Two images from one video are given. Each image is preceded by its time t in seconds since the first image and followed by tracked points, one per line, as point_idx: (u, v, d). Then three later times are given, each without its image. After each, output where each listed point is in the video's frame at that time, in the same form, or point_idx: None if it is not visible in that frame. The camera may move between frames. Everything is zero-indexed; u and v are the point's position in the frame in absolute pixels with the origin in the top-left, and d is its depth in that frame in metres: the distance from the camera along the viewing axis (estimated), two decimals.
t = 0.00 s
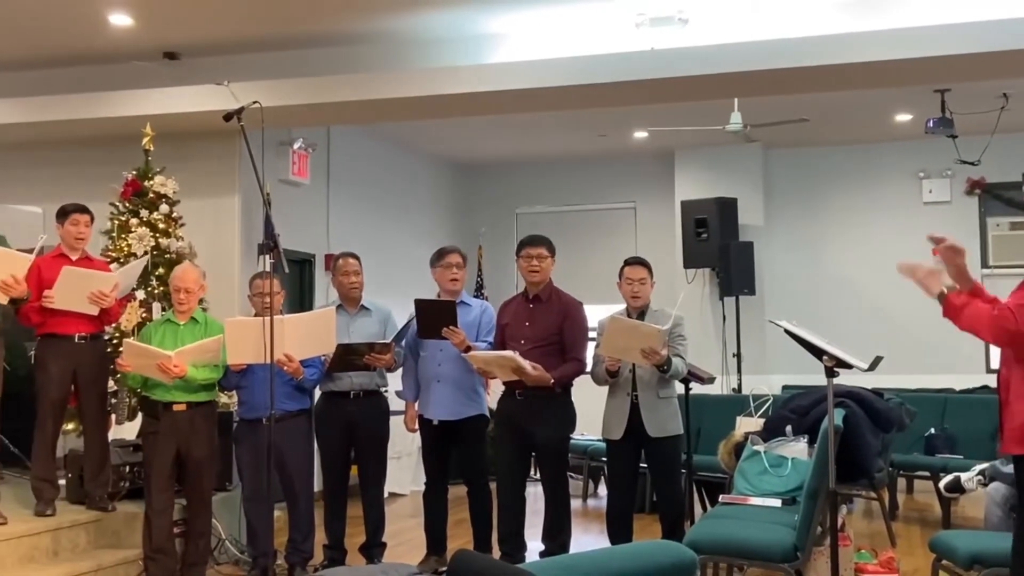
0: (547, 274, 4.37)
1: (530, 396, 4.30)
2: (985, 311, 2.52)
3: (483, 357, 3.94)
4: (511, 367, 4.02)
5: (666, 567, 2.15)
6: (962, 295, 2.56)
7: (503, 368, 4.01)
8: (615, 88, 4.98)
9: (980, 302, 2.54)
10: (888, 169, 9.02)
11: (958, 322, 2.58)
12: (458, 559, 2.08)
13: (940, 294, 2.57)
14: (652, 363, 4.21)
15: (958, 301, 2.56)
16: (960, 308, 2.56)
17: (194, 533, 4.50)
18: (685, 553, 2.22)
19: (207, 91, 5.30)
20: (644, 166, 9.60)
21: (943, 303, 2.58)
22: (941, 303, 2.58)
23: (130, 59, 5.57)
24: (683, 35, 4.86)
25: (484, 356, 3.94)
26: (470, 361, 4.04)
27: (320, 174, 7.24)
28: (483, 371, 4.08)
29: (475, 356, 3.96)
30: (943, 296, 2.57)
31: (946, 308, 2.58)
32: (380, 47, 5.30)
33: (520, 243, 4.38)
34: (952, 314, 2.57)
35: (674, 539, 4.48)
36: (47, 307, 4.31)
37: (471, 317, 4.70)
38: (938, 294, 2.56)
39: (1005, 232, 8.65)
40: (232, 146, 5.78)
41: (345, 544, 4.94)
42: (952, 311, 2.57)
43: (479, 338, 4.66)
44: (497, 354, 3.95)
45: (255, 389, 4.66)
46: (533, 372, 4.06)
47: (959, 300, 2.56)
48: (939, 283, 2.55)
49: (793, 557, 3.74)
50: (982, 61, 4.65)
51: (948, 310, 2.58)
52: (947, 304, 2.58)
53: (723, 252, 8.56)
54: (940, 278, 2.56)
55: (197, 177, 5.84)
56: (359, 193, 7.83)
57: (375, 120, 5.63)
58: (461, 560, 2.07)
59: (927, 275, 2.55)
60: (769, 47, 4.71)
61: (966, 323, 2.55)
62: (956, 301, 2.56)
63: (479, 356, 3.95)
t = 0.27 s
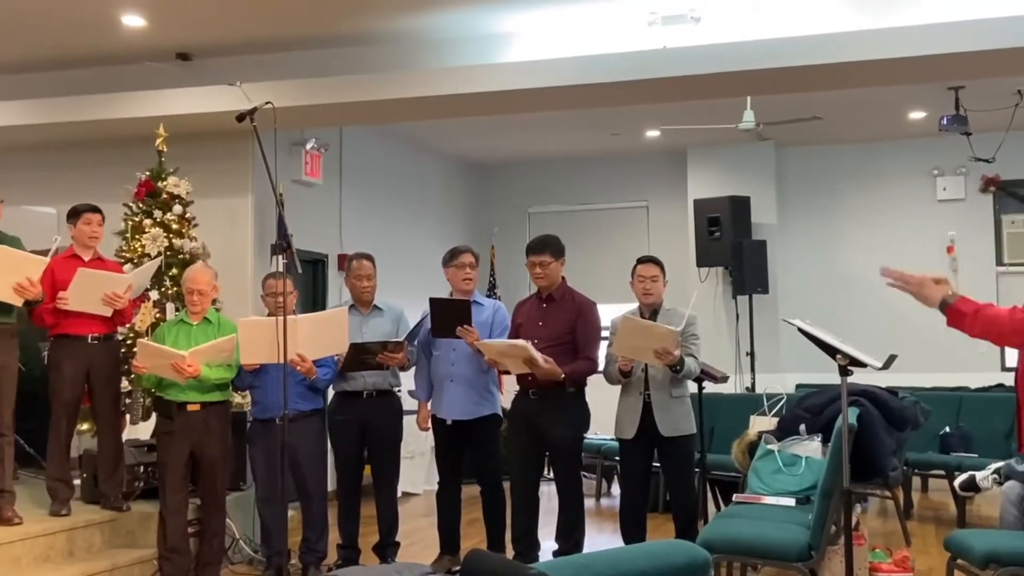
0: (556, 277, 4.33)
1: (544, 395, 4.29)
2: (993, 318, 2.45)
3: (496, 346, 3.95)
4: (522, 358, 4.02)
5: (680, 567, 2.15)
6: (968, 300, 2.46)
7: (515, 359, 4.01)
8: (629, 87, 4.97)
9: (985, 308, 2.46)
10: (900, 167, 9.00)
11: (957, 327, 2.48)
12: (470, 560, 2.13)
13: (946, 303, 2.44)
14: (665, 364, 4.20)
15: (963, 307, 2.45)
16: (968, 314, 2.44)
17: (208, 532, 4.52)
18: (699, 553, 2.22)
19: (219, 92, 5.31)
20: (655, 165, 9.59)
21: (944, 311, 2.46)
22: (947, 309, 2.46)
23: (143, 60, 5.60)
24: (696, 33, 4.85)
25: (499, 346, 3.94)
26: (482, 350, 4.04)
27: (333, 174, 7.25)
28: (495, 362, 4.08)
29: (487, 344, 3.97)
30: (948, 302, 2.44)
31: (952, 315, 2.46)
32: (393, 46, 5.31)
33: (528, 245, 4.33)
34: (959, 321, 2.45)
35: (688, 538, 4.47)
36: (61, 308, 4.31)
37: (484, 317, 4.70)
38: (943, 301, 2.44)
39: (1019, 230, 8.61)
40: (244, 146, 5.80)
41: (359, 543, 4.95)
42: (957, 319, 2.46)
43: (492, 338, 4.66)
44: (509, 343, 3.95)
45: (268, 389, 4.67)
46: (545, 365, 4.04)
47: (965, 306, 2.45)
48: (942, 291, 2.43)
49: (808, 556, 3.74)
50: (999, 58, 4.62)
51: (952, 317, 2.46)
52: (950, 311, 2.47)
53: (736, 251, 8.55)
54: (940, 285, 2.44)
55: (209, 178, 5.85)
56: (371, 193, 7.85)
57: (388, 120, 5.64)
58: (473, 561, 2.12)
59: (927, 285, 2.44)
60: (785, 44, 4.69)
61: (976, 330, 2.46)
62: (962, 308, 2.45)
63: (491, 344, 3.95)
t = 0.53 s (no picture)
0: (568, 277, 4.34)
1: (556, 394, 4.29)
2: None
3: (507, 342, 3.94)
4: (534, 354, 4.01)
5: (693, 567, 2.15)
6: None
7: (526, 356, 4.00)
8: (641, 86, 4.97)
9: None
10: (911, 164, 8.97)
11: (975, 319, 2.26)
12: (481, 558, 2.14)
13: None
14: (676, 365, 4.17)
15: None
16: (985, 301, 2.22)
17: (221, 532, 4.53)
18: (712, 552, 2.23)
19: (230, 92, 5.32)
20: (664, 163, 9.58)
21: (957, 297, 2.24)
22: None
23: (154, 61, 5.62)
24: (707, 32, 4.83)
25: (510, 342, 3.94)
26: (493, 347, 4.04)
27: (344, 174, 7.26)
28: (506, 357, 4.07)
29: (499, 340, 3.95)
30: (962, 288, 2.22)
31: None
32: (404, 46, 5.31)
33: (540, 245, 4.35)
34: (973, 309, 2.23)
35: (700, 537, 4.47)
36: (74, 308, 4.32)
37: (496, 316, 4.70)
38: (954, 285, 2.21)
39: None
40: (255, 147, 5.81)
41: (372, 542, 4.96)
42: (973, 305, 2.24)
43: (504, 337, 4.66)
44: (520, 339, 3.95)
45: (280, 389, 4.68)
46: (556, 362, 4.03)
47: None
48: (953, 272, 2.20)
49: (821, 555, 3.73)
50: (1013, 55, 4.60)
51: None
52: None
53: (748, 249, 8.54)
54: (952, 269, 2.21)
55: (221, 178, 5.87)
56: (383, 192, 7.86)
57: (399, 120, 5.64)
58: (484, 559, 2.13)
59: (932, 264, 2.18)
60: (800, 42, 4.68)
61: None
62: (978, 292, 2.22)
63: (502, 341, 3.95)
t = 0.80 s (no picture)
0: (580, 277, 4.33)
1: (567, 394, 4.29)
2: None
3: (518, 344, 3.95)
4: (546, 357, 4.00)
5: (706, 565, 2.16)
6: None
7: (538, 357, 3.99)
8: (653, 85, 4.96)
9: None
10: (921, 163, 8.96)
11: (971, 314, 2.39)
12: (493, 558, 2.11)
13: None
14: (686, 364, 4.15)
15: None
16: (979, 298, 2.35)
17: (233, 531, 4.54)
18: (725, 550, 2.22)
19: (241, 93, 5.33)
20: (673, 162, 9.58)
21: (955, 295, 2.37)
22: None
23: (165, 62, 5.64)
24: (718, 30, 4.83)
25: (521, 344, 3.94)
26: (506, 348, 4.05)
27: (355, 173, 7.27)
28: (518, 358, 4.07)
29: (510, 341, 3.96)
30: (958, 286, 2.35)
31: None
32: (415, 46, 5.32)
33: (554, 247, 4.35)
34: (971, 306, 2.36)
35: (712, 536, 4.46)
36: (86, 309, 4.33)
37: (507, 316, 4.70)
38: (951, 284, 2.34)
39: None
40: (265, 147, 5.82)
41: (383, 541, 4.96)
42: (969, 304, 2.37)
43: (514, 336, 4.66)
44: (531, 342, 3.95)
45: (292, 388, 4.69)
46: (568, 364, 4.02)
47: None
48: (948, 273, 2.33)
49: (833, 554, 3.71)
50: None
51: None
52: None
53: (759, 248, 8.53)
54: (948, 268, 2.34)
55: (232, 178, 5.88)
56: (393, 192, 7.87)
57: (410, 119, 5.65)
58: (495, 559, 2.10)
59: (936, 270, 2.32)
60: (812, 39, 4.66)
61: None
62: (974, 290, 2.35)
63: (514, 344, 3.96)
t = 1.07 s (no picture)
0: (591, 275, 4.33)
1: (577, 394, 4.28)
2: None
3: (529, 352, 3.95)
4: (557, 364, 4.00)
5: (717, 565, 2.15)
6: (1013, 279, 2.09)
7: (549, 365, 4.00)
8: (664, 83, 4.96)
9: None
10: (931, 161, 8.94)
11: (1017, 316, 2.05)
12: (503, 557, 2.09)
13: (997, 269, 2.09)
14: (696, 363, 4.14)
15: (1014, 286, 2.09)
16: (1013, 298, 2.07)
17: (243, 531, 4.54)
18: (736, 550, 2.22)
19: (250, 93, 5.34)
20: (682, 161, 9.57)
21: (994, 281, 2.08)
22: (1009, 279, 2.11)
23: (175, 62, 5.65)
24: (727, 29, 4.82)
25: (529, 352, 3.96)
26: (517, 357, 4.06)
27: (364, 173, 7.28)
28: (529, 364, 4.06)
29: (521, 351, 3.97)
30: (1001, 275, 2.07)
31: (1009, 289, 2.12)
32: (425, 45, 5.32)
33: (567, 243, 4.37)
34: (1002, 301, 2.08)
35: (722, 536, 4.46)
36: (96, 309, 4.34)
37: (516, 315, 4.71)
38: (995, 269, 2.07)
39: None
40: (275, 147, 5.84)
41: (393, 540, 4.97)
42: (1004, 299, 2.09)
43: (523, 335, 4.67)
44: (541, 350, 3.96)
45: (302, 388, 4.70)
46: (579, 371, 4.02)
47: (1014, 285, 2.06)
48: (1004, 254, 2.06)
49: (843, 554, 3.70)
50: None
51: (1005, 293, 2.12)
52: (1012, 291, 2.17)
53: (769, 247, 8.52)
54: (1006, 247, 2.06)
55: (242, 178, 5.90)
56: (403, 192, 7.88)
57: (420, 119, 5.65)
58: (506, 557, 2.08)
59: (988, 248, 2.07)
60: (824, 37, 4.65)
61: None
62: (1009, 286, 2.07)
63: (524, 352, 3.97)
